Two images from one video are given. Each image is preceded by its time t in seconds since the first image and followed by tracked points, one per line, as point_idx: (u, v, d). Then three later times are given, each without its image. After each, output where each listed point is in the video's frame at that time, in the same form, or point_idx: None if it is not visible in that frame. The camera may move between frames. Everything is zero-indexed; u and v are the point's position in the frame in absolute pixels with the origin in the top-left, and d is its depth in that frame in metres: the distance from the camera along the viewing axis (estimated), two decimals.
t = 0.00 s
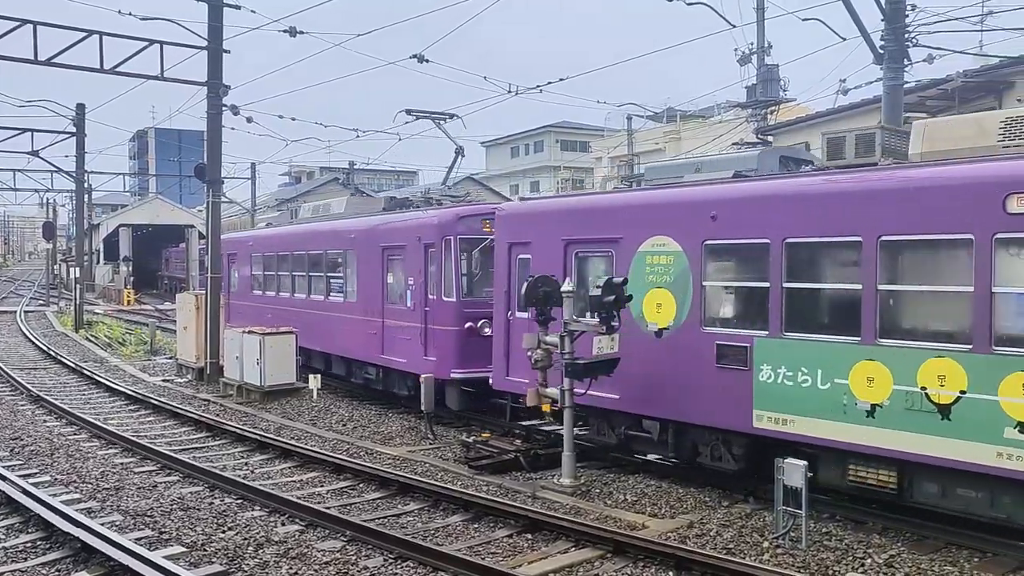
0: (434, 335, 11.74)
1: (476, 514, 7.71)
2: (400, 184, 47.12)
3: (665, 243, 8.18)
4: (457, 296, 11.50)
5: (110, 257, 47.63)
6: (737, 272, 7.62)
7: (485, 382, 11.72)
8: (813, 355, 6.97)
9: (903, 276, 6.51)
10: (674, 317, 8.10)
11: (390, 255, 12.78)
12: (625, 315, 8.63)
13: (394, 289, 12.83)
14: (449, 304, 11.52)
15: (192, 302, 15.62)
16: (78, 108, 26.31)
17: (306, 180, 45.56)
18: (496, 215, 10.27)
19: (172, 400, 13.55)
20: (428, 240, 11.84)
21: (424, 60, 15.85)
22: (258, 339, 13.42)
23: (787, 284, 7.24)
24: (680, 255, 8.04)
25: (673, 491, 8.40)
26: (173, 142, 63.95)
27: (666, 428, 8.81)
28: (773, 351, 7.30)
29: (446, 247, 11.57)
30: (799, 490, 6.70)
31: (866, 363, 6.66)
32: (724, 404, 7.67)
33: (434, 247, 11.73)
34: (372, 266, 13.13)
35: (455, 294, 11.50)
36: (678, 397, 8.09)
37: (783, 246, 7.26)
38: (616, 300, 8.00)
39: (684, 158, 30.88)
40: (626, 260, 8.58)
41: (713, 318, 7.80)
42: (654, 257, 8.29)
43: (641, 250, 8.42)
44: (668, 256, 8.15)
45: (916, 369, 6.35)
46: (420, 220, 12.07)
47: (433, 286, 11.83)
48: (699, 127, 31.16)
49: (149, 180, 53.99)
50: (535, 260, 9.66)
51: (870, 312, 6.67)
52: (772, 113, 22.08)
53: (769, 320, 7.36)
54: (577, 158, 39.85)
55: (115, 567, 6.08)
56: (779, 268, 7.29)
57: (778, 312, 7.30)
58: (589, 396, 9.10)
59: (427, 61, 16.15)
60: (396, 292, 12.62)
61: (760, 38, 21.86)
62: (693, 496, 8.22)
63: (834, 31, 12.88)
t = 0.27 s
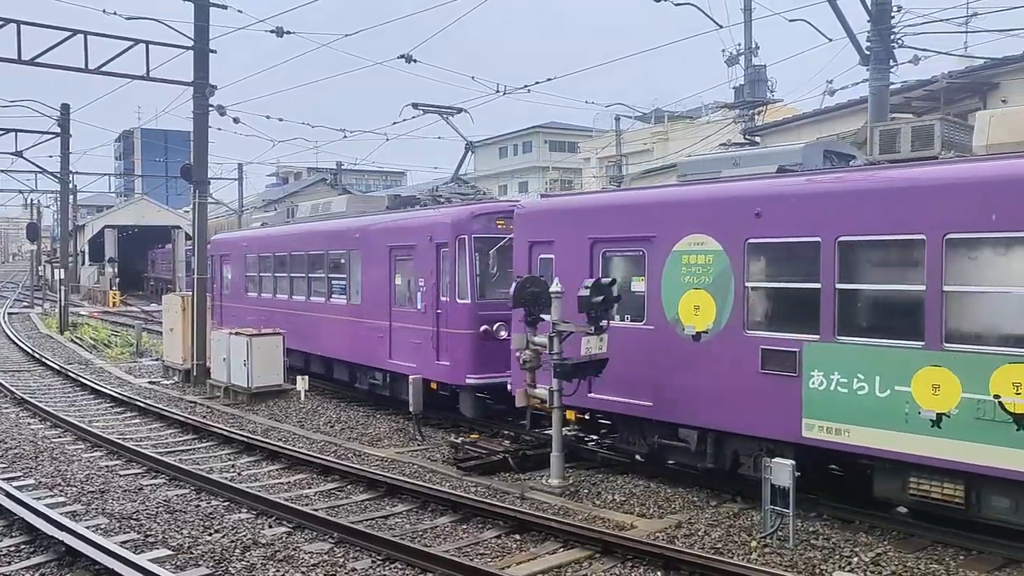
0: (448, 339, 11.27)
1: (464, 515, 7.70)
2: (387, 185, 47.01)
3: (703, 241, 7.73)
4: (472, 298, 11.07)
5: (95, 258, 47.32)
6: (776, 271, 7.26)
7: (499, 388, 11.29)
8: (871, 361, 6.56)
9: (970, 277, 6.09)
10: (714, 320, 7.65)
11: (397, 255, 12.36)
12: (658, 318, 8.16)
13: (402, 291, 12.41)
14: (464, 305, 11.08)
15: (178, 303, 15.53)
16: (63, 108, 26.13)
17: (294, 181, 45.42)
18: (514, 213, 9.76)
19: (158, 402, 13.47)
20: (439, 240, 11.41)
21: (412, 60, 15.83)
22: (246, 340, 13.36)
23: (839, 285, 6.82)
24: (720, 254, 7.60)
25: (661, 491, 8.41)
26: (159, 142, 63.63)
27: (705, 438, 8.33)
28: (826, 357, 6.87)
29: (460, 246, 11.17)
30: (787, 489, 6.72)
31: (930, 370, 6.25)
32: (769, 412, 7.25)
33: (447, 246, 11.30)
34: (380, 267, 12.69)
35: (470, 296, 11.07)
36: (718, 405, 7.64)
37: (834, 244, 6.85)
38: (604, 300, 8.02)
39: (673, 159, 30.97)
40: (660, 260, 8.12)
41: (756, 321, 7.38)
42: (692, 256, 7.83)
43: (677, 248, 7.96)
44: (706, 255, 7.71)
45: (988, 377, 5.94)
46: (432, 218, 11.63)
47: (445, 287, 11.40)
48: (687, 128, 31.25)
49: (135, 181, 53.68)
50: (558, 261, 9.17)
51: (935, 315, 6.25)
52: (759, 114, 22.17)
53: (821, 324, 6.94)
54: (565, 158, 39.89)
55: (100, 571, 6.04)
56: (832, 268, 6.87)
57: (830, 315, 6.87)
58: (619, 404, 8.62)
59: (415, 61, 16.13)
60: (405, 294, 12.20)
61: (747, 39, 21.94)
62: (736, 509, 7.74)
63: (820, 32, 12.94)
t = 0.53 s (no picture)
0: (458, 343, 10.61)
1: (448, 516, 7.68)
2: (371, 185, 46.91)
3: (742, 240, 7.32)
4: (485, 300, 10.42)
5: (75, 259, 46.91)
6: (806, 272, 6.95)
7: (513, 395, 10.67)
8: (929, 366, 6.19)
9: None
10: (755, 323, 7.24)
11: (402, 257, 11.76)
12: (691, 322, 7.74)
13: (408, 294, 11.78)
14: (476, 308, 10.45)
15: (159, 305, 15.41)
16: (42, 108, 25.88)
17: (277, 181, 45.21)
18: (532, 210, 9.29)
19: (139, 405, 13.36)
20: (448, 239, 10.81)
21: (396, 60, 15.77)
22: (228, 341, 13.27)
23: (894, 286, 6.43)
24: (762, 253, 7.19)
25: (646, 490, 8.43)
26: (141, 142, 63.16)
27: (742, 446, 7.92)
28: (879, 361, 6.49)
29: (473, 246, 10.53)
30: (770, 488, 6.75)
31: (997, 376, 5.88)
32: (818, 421, 6.85)
33: (459, 246, 10.65)
34: (385, 269, 12.06)
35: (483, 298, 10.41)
36: (761, 413, 7.23)
37: (890, 242, 6.44)
38: (588, 301, 7.99)
39: (656, 159, 31.08)
40: (693, 259, 7.70)
41: (802, 324, 6.97)
42: (729, 256, 7.42)
43: (713, 248, 7.55)
44: (746, 254, 7.30)
45: None
46: (442, 217, 10.98)
47: (455, 288, 10.74)
48: (671, 129, 31.35)
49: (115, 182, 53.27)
50: (581, 261, 8.72)
51: (1005, 318, 5.87)
52: (742, 114, 22.27)
53: (873, 327, 6.55)
54: (549, 159, 39.93)
55: None
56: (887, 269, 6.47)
57: (883, 319, 6.48)
58: (648, 413, 8.17)
59: (397, 61, 16.07)
60: (412, 296, 11.57)
61: (730, 40, 22.05)
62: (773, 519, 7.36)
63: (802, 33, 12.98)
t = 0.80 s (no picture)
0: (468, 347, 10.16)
1: (428, 517, 7.65)
2: (351, 185, 46.73)
3: (783, 237, 6.91)
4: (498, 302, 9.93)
5: (50, 260, 46.39)
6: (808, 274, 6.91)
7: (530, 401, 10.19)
8: (994, 371, 5.75)
9: None
10: (799, 326, 6.81)
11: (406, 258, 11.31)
12: (726, 325, 7.32)
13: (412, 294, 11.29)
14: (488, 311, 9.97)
15: (136, 306, 15.27)
16: (16, 108, 25.56)
17: (255, 181, 44.92)
18: (552, 208, 8.87)
19: (115, 407, 13.23)
20: (455, 238, 10.36)
21: (375, 60, 15.72)
22: (206, 343, 13.16)
23: (955, 287, 5.98)
24: (806, 251, 6.76)
25: (626, 490, 8.44)
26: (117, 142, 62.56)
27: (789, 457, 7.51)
28: (937, 367, 6.05)
29: (483, 245, 10.00)
30: (749, 487, 6.78)
31: None
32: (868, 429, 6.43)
33: (469, 246, 10.15)
34: (389, 268, 11.57)
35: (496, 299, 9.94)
36: (806, 421, 6.80)
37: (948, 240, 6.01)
38: (569, 300, 8.04)
39: (636, 160, 31.17)
40: (728, 259, 7.28)
41: (850, 326, 6.54)
42: (769, 255, 7.00)
43: (750, 246, 7.13)
44: (788, 253, 6.88)
45: None
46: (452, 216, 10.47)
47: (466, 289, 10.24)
48: (650, 129, 31.47)
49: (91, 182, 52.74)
50: (604, 261, 8.30)
51: None
52: (721, 115, 22.39)
53: (930, 332, 6.11)
54: (529, 159, 39.95)
55: None
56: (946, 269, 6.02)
57: (941, 322, 6.04)
58: (680, 420, 7.73)
59: (376, 61, 16.01)
60: (417, 298, 11.08)
61: (709, 41, 22.16)
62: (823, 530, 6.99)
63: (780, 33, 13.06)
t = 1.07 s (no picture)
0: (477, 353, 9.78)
1: (405, 519, 7.61)
2: (326, 185, 46.47)
3: (828, 234, 6.54)
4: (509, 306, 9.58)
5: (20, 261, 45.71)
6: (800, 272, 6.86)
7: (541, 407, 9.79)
8: None
9: None
10: (845, 329, 6.44)
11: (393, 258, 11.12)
12: (764, 328, 6.91)
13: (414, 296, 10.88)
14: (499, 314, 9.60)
15: (107, 307, 15.08)
16: None
17: (229, 181, 44.54)
18: (569, 204, 8.35)
19: (86, 410, 13.05)
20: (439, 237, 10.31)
21: (350, 59, 15.63)
22: (179, 344, 13.02)
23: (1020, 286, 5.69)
24: (853, 250, 6.39)
25: (603, 490, 8.45)
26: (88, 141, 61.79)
27: (830, 467, 6.99)
28: (997, 370, 5.74)
29: (493, 246, 9.64)
30: (725, 485, 6.81)
31: None
32: (925, 438, 6.07)
33: (478, 247, 9.78)
34: (389, 270, 11.15)
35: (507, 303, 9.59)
36: (855, 430, 6.42)
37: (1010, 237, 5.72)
38: (546, 300, 8.07)
39: (612, 160, 31.25)
40: (767, 257, 6.89)
41: (901, 329, 6.19)
42: (812, 253, 6.62)
43: (791, 245, 6.74)
44: (833, 251, 6.51)
45: None
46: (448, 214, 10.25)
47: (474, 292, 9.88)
48: (626, 129, 31.57)
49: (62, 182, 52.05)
50: (627, 260, 7.85)
51: None
52: (697, 116, 22.50)
53: (991, 334, 5.80)
54: (506, 159, 39.94)
55: None
56: (1008, 267, 5.73)
57: (1000, 322, 5.76)
58: (713, 427, 7.28)
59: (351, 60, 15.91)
60: (421, 301, 10.67)
61: (684, 42, 22.26)
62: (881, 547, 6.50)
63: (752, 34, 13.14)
